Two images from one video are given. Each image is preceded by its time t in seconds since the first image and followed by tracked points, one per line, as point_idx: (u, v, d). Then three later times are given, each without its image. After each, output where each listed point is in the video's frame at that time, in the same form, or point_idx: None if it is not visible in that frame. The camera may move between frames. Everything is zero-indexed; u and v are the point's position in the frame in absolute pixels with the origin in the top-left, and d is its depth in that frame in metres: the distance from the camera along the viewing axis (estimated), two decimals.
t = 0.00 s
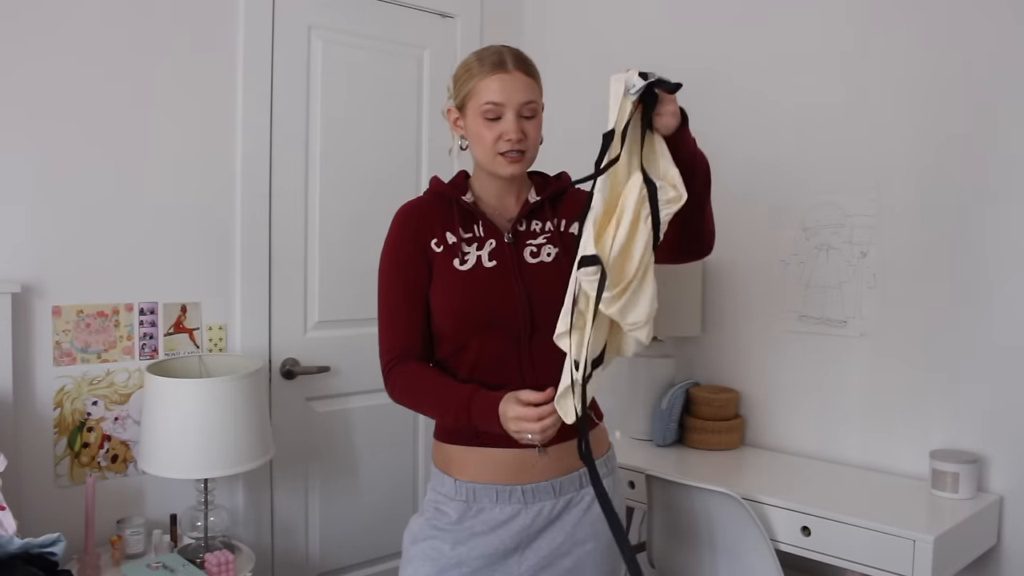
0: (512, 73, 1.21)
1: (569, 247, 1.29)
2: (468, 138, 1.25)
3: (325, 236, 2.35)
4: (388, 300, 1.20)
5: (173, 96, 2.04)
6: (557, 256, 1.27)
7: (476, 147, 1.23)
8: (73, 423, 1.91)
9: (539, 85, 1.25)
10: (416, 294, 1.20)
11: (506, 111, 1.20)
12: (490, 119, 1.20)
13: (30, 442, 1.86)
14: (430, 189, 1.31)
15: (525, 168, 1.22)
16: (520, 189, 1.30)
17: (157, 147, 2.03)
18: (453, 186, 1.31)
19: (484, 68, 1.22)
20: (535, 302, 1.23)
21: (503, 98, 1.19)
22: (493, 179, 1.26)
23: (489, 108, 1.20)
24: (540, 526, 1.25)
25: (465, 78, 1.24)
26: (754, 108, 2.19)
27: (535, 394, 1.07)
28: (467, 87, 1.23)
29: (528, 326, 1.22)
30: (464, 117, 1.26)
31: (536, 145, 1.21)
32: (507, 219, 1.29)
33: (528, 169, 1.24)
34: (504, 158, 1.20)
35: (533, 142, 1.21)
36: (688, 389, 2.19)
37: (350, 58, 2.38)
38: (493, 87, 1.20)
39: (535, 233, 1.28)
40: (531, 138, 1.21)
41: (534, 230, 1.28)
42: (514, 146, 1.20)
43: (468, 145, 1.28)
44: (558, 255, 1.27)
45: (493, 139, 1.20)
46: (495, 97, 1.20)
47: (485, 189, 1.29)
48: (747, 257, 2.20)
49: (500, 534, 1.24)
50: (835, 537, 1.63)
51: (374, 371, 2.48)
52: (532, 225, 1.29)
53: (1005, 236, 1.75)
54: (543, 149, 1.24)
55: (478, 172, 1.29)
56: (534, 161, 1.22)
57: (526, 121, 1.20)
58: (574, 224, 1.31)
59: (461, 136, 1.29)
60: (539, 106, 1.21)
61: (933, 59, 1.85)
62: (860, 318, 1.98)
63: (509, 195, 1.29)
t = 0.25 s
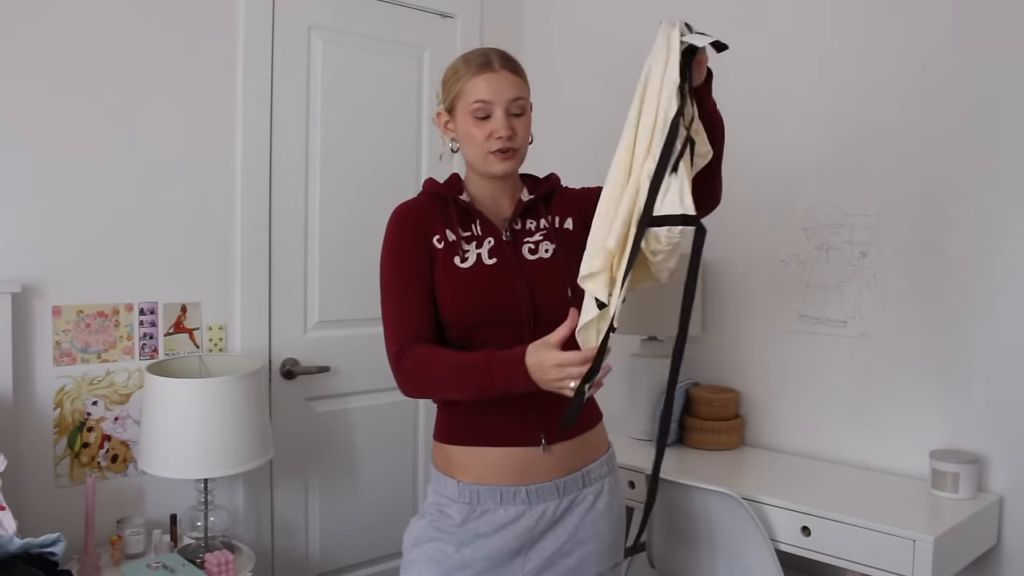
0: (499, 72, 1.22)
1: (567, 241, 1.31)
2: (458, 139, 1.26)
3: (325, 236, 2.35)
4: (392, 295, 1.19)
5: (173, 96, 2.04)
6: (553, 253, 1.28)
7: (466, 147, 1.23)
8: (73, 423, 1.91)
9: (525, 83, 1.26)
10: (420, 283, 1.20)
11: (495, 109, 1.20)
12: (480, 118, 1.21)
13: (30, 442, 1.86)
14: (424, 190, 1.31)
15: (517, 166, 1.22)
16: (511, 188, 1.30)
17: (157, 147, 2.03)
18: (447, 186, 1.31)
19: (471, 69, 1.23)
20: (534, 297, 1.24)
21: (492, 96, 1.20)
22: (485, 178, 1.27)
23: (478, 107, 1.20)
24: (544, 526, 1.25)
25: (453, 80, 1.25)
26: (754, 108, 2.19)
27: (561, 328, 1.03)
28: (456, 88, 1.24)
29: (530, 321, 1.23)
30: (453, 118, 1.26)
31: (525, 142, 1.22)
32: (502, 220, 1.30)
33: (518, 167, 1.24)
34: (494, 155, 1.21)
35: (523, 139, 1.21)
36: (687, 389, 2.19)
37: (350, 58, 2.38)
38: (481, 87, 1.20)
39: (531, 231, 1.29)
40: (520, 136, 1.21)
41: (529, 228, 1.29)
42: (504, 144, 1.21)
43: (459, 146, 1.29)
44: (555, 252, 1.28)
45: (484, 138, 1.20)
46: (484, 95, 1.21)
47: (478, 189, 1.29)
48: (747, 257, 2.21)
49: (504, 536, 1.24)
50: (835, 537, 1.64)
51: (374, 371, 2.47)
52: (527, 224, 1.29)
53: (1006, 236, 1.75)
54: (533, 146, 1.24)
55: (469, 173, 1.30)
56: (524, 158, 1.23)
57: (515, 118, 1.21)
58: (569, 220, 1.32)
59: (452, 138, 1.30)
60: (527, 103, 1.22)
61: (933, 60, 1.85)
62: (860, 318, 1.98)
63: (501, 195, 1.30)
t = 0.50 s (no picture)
0: (500, 73, 1.22)
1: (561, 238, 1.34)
2: (457, 139, 1.25)
3: (325, 236, 2.35)
4: (395, 300, 1.18)
5: (173, 96, 2.04)
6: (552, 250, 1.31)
7: (466, 148, 1.23)
8: (73, 423, 1.91)
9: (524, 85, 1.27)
10: (422, 287, 1.19)
11: (497, 109, 1.21)
12: (481, 118, 1.21)
13: (29, 442, 1.86)
14: (418, 191, 1.29)
15: (517, 167, 1.23)
16: (506, 188, 1.31)
17: (157, 147, 2.03)
18: (442, 187, 1.30)
19: (472, 69, 1.23)
20: (533, 294, 1.27)
21: (494, 96, 1.21)
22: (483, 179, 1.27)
23: (481, 107, 1.20)
24: (547, 526, 1.25)
25: (453, 80, 1.25)
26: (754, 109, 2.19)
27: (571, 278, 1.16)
28: (456, 88, 1.24)
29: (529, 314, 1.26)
30: (452, 117, 1.26)
31: (525, 143, 1.23)
32: (499, 220, 1.31)
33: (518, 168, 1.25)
34: (496, 156, 1.21)
35: (523, 139, 1.22)
36: (688, 389, 2.19)
37: (350, 58, 2.38)
38: (484, 86, 1.21)
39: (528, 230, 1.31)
40: (522, 137, 1.22)
41: (525, 228, 1.31)
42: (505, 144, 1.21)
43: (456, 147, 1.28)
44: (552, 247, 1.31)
45: (485, 138, 1.21)
46: (486, 95, 1.21)
47: (474, 190, 1.29)
48: (746, 257, 2.20)
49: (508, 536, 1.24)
50: (835, 538, 1.64)
51: (374, 371, 2.47)
52: (523, 224, 1.31)
53: (1006, 236, 1.75)
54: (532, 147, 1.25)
55: (466, 173, 1.29)
56: (524, 159, 1.23)
57: (516, 119, 1.22)
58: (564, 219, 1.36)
59: (449, 138, 1.29)
60: (527, 104, 1.23)
61: (933, 59, 1.85)
62: (860, 319, 1.98)
63: (497, 195, 1.30)
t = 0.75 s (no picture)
0: (502, 72, 1.23)
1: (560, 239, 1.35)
2: (457, 138, 1.25)
3: (325, 236, 2.35)
4: (396, 299, 1.18)
5: (173, 96, 2.04)
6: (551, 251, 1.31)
7: (467, 147, 1.23)
8: (73, 423, 1.91)
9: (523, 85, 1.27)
10: (426, 286, 1.19)
11: (499, 109, 1.21)
12: (483, 118, 1.21)
13: (29, 442, 1.86)
14: (416, 192, 1.28)
15: (517, 168, 1.23)
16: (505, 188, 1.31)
17: (157, 147, 2.03)
18: (440, 187, 1.30)
19: (473, 68, 1.23)
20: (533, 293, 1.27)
21: (497, 96, 1.21)
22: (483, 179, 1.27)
23: (483, 106, 1.20)
24: (549, 526, 1.26)
25: (453, 79, 1.24)
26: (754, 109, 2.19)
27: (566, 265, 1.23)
28: (458, 87, 1.23)
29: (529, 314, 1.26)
30: (452, 116, 1.26)
31: (526, 143, 1.23)
32: (497, 220, 1.31)
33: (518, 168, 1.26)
34: (497, 156, 1.21)
35: (524, 140, 1.23)
36: (687, 389, 2.19)
37: (350, 58, 2.38)
38: (486, 86, 1.21)
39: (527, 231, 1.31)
40: (522, 137, 1.22)
41: (523, 228, 1.31)
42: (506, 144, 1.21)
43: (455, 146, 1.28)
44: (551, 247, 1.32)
45: (487, 138, 1.21)
46: (488, 95, 1.21)
47: (473, 190, 1.30)
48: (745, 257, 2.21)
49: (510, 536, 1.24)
50: (835, 537, 1.64)
51: (374, 371, 2.47)
52: (522, 224, 1.32)
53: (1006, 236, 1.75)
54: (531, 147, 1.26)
55: (465, 174, 1.29)
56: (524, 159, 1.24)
57: (517, 119, 1.22)
58: (562, 220, 1.37)
59: (448, 138, 1.29)
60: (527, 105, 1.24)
61: (933, 60, 1.85)
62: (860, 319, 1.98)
63: (495, 196, 1.31)
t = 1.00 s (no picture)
0: (510, 76, 1.23)
1: (560, 239, 1.35)
2: (463, 139, 1.25)
3: (325, 236, 2.35)
4: (397, 299, 1.18)
5: (173, 96, 2.04)
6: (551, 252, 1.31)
7: (473, 148, 1.22)
8: (73, 423, 1.91)
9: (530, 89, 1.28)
10: (427, 287, 1.19)
11: (507, 111, 1.21)
12: (491, 120, 1.21)
13: (29, 442, 1.86)
14: (416, 191, 1.28)
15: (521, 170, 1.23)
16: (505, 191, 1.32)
17: (157, 147, 2.03)
18: (440, 187, 1.30)
19: (482, 69, 1.23)
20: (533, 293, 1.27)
21: (506, 99, 1.21)
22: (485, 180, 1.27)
23: (492, 108, 1.20)
24: (549, 525, 1.26)
25: (461, 79, 1.24)
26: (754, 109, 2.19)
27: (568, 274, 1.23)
28: (466, 87, 1.23)
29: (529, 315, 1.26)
30: (458, 116, 1.25)
31: (531, 147, 1.24)
32: (497, 220, 1.31)
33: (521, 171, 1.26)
34: (502, 158, 1.21)
35: (529, 143, 1.23)
36: (688, 389, 2.19)
37: (350, 58, 2.38)
38: (496, 88, 1.21)
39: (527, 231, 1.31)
40: (528, 140, 1.23)
41: (523, 229, 1.31)
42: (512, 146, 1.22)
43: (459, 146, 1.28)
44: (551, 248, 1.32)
45: (494, 139, 1.20)
46: (497, 97, 1.21)
47: (474, 191, 1.29)
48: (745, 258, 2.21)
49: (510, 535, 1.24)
50: (835, 538, 1.63)
51: (373, 371, 2.47)
52: (522, 224, 1.32)
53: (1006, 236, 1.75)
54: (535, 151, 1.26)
55: (466, 174, 1.29)
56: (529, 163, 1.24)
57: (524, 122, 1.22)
58: (562, 220, 1.36)
59: (452, 137, 1.28)
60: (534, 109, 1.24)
61: (933, 59, 1.85)
62: (860, 319, 1.98)
63: (495, 197, 1.31)
